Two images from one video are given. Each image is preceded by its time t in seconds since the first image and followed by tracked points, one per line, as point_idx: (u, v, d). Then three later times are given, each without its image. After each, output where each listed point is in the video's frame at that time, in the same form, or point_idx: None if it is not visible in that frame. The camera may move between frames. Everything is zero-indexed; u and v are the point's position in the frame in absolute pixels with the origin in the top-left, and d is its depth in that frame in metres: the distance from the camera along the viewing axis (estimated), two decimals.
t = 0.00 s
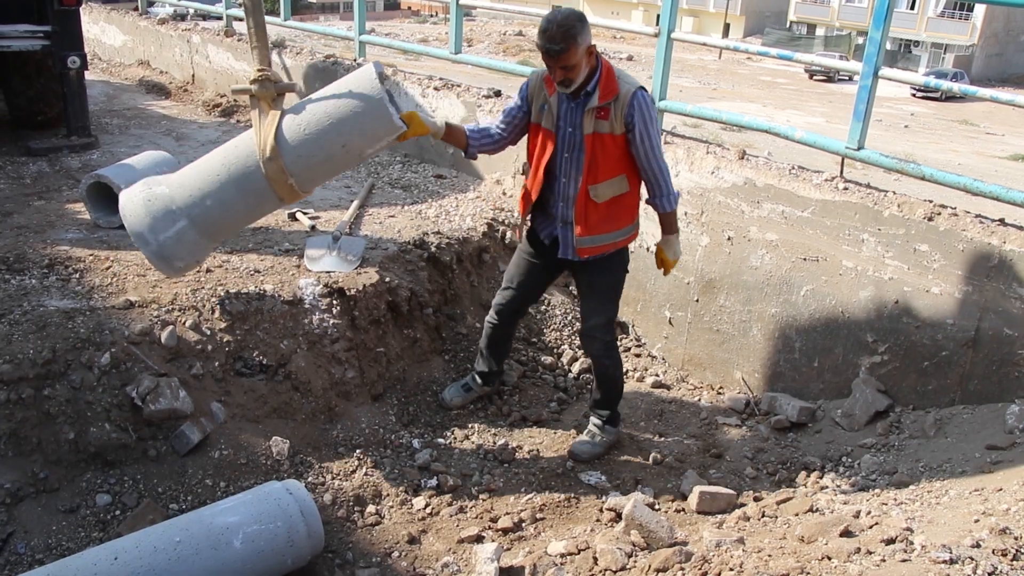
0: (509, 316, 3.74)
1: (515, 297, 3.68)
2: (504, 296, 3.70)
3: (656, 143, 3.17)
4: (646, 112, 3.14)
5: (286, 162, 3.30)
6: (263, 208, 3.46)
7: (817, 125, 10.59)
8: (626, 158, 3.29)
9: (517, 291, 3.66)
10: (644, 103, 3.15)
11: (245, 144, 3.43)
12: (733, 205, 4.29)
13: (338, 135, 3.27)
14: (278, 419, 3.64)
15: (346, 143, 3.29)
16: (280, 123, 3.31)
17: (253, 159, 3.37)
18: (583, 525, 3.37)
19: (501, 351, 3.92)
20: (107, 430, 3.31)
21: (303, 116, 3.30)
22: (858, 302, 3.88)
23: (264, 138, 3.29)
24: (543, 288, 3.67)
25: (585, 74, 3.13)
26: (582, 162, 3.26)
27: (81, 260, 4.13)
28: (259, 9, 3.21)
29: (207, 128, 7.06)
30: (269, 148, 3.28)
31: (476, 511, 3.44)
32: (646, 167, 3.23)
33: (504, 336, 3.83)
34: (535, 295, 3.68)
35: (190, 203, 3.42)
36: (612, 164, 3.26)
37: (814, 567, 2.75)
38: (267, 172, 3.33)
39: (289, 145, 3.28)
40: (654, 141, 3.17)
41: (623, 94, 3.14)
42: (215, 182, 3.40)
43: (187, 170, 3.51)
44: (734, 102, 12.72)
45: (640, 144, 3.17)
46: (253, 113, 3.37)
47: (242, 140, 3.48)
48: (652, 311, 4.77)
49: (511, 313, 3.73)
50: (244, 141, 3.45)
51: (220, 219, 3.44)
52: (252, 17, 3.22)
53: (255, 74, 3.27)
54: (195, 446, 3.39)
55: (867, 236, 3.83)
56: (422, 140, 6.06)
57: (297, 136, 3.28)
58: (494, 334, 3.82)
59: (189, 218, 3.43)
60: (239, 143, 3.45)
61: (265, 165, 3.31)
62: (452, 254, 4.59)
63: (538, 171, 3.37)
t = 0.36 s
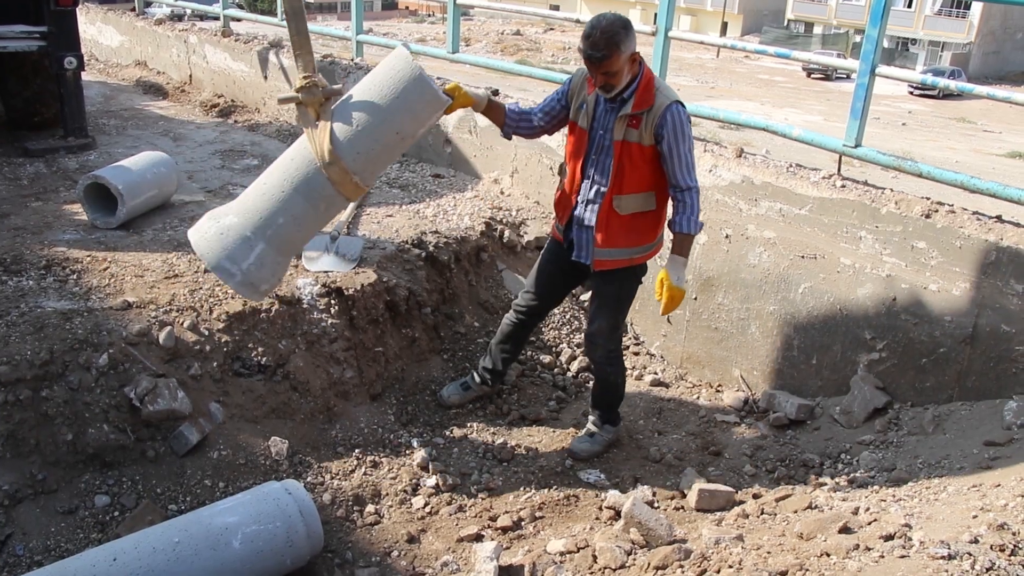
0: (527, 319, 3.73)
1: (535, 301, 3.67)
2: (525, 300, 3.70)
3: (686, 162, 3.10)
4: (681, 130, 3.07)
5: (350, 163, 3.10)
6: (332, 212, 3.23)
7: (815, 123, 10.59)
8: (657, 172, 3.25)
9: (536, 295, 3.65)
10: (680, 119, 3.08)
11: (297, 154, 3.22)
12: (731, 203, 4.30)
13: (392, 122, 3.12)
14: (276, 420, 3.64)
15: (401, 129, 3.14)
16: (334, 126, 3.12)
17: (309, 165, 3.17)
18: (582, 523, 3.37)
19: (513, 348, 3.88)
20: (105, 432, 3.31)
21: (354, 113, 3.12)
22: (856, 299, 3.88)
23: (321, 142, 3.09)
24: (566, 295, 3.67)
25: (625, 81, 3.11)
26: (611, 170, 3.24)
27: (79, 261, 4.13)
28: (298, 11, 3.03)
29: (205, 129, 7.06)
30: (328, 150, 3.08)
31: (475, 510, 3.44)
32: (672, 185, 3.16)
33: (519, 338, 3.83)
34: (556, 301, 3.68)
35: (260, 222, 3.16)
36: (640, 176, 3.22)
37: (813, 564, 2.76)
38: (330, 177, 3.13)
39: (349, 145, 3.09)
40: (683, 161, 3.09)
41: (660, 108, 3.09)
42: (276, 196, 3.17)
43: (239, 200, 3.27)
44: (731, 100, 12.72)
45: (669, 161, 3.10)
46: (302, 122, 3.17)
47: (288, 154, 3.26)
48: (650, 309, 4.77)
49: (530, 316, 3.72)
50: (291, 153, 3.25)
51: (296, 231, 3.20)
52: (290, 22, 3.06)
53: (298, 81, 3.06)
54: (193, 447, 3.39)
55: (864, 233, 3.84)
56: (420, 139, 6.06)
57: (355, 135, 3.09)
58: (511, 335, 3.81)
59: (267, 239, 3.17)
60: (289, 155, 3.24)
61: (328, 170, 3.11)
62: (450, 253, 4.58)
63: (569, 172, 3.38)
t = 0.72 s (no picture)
0: (524, 317, 3.73)
1: (533, 298, 3.66)
2: (522, 297, 3.69)
3: (689, 174, 3.11)
4: (691, 141, 3.08)
5: (394, 160, 3.15)
6: (376, 209, 3.27)
7: (813, 121, 10.59)
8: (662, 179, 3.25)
9: (534, 291, 3.65)
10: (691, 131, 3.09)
11: (342, 151, 3.27)
12: (729, 201, 4.30)
13: (435, 119, 3.17)
14: (275, 420, 3.64)
15: (445, 125, 3.19)
16: (379, 123, 3.17)
17: (353, 162, 3.21)
18: (582, 522, 3.37)
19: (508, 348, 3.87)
20: (103, 432, 3.31)
21: (398, 111, 3.17)
22: (854, 298, 3.88)
23: (364, 139, 3.14)
24: (564, 294, 3.66)
25: (648, 84, 3.11)
26: (618, 170, 3.24)
27: (77, 262, 4.13)
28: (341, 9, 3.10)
29: (203, 129, 7.06)
30: (371, 147, 3.12)
31: (474, 510, 3.44)
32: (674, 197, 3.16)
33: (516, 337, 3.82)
34: (553, 300, 3.67)
35: (303, 220, 3.22)
36: (646, 181, 3.22)
37: (812, 563, 2.76)
38: (373, 174, 3.16)
39: (393, 142, 3.14)
40: (688, 172, 3.10)
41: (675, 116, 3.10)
42: (318, 195, 3.22)
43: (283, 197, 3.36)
44: (729, 99, 12.71)
45: (674, 169, 3.11)
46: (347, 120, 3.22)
47: (333, 150, 3.32)
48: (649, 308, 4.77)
49: (529, 313, 3.71)
50: (337, 151, 3.31)
51: (338, 230, 3.25)
52: (333, 21, 3.13)
53: (342, 77, 3.14)
54: (192, 447, 3.39)
55: (863, 231, 3.84)
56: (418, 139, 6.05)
57: (399, 132, 3.15)
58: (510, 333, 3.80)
59: (308, 237, 3.23)
60: (333, 153, 3.30)
61: (372, 168, 3.14)
62: (448, 252, 4.58)
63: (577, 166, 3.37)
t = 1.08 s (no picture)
0: (535, 319, 3.68)
1: (543, 298, 3.63)
2: (532, 298, 3.65)
3: (690, 170, 3.10)
4: (697, 138, 3.09)
5: (405, 182, 3.17)
6: (388, 230, 3.31)
7: (812, 123, 10.60)
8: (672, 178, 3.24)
9: (544, 292, 3.61)
10: (697, 128, 3.09)
11: (354, 171, 3.28)
12: (728, 203, 4.30)
13: (448, 142, 3.18)
14: (274, 421, 3.64)
15: (457, 148, 3.19)
16: (391, 145, 3.19)
17: (364, 183, 3.24)
18: (580, 524, 3.37)
19: (522, 355, 3.80)
20: (102, 433, 3.30)
21: (411, 133, 3.18)
22: (853, 299, 3.89)
23: (376, 162, 3.16)
24: (572, 294, 3.65)
25: (660, 84, 3.11)
26: (630, 169, 3.25)
27: (76, 263, 4.13)
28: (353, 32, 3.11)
29: (202, 130, 7.06)
30: (383, 170, 3.15)
31: (473, 511, 3.44)
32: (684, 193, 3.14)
33: (527, 340, 3.76)
34: (562, 299, 3.65)
35: (314, 242, 3.27)
36: (658, 181, 3.22)
37: (811, 564, 2.76)
38: (385, 196, 3.20)
39: (404, 165, 3.17)
40: (690, 169, 3.10)
41: (684, 114, 3.10)
42: (330, 216, 3.26)
43: (295, 215, 3.40)
44: (728, 100, 12.72)
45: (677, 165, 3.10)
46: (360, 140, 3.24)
47: (346, 169, 3.33)
48: (648, 310, 4.77)
49: (540, 314, 3.66)
50: (348, 171, 3.34)
51: (349, 251, 3.29)
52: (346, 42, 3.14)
53: (354, 99, 3.17)
54: (191, 448, 3.39)
55: (861, 233, 3.84)
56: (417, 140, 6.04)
57: (411, 154, 3.17)
58: (519, 339, 3.75)
59: (319, 258, 3.28)
60: (345, 173, 3.32)
61: (383, 190, 3.18)
62: (447, 254, 4.57)
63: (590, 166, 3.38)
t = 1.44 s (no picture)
0: (534, 327, 3.70)
1: (540, 305, 3.65)
2: (531, 305, 3.67)
3: (630, 142, 3.03)
4: (651, 119, 3.04)
5: (399, 212, 3.17)
6: (381, 259, 3.29)
7: (810, 123, 10.60)
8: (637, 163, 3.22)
9: (541, 300, 3.63)
10: (652, 109, 3.06)
11: (348, 200, 3.27)
12: (727, 204, 4.31)
13: (443, 171, 3.18)
14: (273, 422, 3.64)
15: (451, 176, 3.21)
16: (385, 175, 3.18)
17: (358, 212, 3.23)
18: (580, 524, 3.37)
19: (522, 361, 3.81)
20: (102, 435, 3.30)
21: (405, 161, 3.19)
22: (852, 299, 3.89)
23: (370, 192, 3.15)
24: (570, 299, 3.65)
25: (628, 72, 3.14)
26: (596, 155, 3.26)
27: (75, 264, 4.13)
28: (351, 59, 3.06)
29: (200, 131, 7.06)
30: (378, 200, 3.14)
31: (472, 511, 3.44)
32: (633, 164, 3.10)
33: (530, 348, 3.77)
34: (560, 305, 3.65)
35: (307, 271, 3.23)
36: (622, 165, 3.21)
37: (810, 564, 2.76)
38: (379, 226, 3.19)
39: (398, 194, 3.16)
40: (631, 141, 3.03)
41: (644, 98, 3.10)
42: (324, 246, 3.23)
43: (286, 242, 3.36)
44: (727, 100, 12.72)
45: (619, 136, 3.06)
46: (353, 169, 3.21)
47: (339, 197, 3.32)
48: (646, 310, 4.77)
49: (538, 322, 3.68)
50: (341, 200, 3.31)
51: (342, 279, 3.27)
52: (341, 69, 3.08)
53: (349, 126, 3.10)
54: (191, 449, 3.39)
55: (860, 233, 3.84)
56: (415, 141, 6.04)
57: (406, 183, 3.17)
58: (521, 345, 3.77)
59: (313, 287, 3.24)
60: (337, 202, 3.30)
61: (377, 219, 3.16)
62: (446, 254, 4.57)
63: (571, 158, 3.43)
